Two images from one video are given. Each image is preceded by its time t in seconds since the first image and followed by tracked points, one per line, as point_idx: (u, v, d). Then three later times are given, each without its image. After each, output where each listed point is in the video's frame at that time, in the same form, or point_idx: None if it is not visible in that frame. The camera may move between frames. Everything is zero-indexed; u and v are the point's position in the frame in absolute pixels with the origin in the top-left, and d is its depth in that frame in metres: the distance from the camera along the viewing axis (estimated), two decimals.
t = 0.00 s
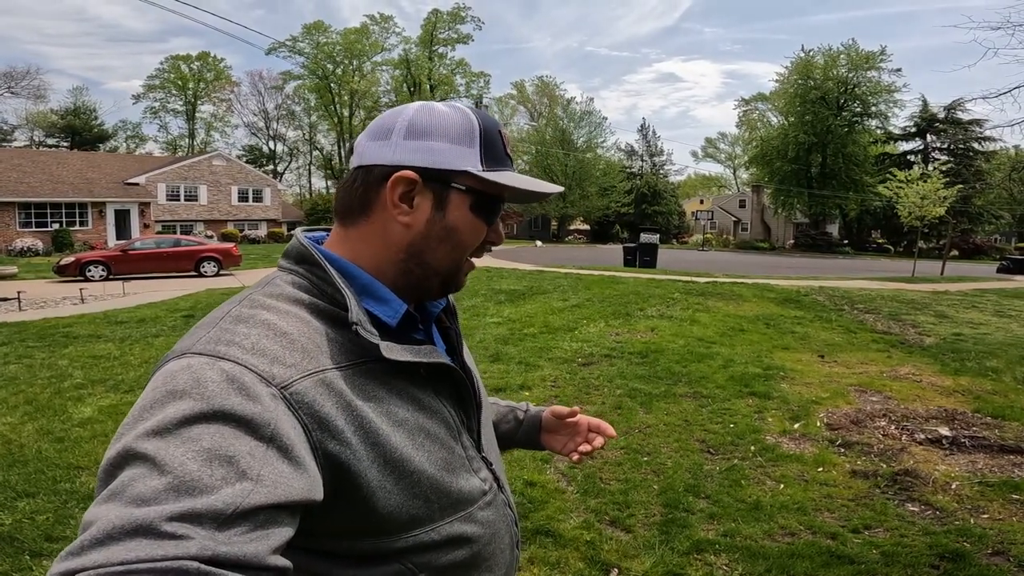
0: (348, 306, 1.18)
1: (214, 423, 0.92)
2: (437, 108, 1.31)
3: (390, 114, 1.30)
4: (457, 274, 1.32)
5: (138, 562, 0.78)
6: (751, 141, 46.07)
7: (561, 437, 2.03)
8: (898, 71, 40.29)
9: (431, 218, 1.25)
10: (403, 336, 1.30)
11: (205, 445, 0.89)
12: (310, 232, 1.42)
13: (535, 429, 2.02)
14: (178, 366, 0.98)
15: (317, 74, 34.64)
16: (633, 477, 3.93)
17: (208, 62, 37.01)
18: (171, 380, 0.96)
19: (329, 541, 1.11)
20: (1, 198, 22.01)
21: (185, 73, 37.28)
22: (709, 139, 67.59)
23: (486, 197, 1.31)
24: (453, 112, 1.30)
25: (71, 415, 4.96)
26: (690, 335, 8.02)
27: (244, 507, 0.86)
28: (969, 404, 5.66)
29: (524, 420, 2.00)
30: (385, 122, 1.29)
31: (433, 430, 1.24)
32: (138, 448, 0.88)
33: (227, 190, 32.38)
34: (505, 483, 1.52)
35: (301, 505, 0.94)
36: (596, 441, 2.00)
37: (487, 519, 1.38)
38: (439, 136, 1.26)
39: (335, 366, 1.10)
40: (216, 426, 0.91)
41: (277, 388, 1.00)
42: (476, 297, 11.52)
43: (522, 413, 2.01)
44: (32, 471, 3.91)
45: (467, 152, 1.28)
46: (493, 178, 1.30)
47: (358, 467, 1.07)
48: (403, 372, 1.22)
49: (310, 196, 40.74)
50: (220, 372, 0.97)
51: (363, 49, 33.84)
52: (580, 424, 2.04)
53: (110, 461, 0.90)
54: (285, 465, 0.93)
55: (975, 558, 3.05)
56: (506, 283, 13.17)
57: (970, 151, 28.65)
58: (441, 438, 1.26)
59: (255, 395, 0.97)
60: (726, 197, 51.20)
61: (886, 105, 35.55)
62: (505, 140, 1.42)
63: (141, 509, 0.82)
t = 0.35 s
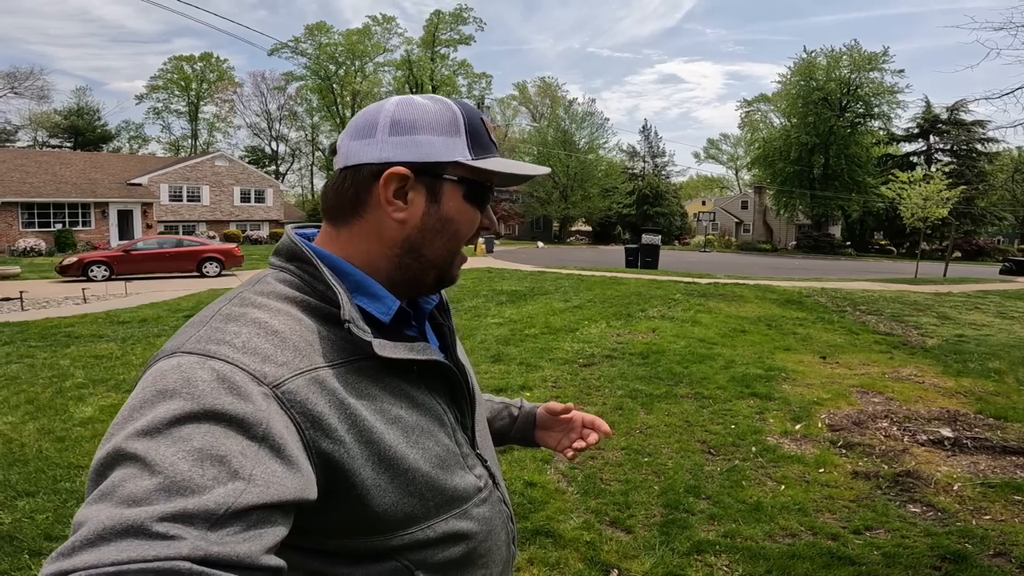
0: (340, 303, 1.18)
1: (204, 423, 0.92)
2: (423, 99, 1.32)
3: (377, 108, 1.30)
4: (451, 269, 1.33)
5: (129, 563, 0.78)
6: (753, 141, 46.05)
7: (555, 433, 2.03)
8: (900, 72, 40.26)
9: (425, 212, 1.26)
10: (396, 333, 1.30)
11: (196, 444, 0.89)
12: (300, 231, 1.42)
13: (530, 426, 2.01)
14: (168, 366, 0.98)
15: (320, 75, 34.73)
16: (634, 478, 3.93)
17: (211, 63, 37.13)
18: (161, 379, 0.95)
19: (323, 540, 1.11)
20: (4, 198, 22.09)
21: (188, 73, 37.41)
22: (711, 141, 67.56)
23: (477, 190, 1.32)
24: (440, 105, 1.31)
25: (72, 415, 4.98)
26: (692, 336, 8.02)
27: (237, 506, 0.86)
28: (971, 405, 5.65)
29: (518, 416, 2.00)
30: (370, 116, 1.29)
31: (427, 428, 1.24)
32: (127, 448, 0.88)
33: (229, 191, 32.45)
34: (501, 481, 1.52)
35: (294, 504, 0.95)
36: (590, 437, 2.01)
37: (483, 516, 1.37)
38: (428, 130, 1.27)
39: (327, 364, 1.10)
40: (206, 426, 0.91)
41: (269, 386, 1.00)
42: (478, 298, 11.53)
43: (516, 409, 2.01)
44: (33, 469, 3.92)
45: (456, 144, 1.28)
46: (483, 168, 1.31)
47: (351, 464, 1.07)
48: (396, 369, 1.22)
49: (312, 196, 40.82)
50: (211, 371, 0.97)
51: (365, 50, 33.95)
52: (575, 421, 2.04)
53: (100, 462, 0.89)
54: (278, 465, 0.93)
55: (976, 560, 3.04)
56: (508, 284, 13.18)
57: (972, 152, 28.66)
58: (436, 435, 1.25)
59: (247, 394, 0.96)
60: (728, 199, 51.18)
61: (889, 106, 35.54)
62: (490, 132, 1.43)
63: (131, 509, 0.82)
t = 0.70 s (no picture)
0: (332, 305, 1.18)
1: (196, 426, 0.91)
2: (408, 101, 1.31)
3: (362, 111, 1.29)
4: (442, 269, 1.34)
5: (123, 567, 0.78)
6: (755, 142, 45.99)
7: (550, 431, 2.02)
8: (902, 73, 40.26)
9: (419, 214, 1.26)
10: (388, 334, 1.30)
11: (187, 447, 0.89)
12: (290, 234, 1.41)
13: (526, 423, 2.01)
14: (157, 370, 0.98)
15: (321, 76, 34.79)
16: (634, 479, 3.92)
17: (213, 64, 37.23)
18: (152, 384, 0.95)
19: (318, 542, 1.11)
20: (7, 199, 22.16)
21: (191, 75, 37.52)
22: (712, 142, 67.46)
23: (465, 188, 1.33)
24: (422, 107, 1.30)
25: (73, 415, 4.99)
26: (693, 337, 8.01)
27: (229, 510, 0.86)
28: (974, 406, 5.62)
29: (514, 414, 2.00)
30: (354, 118, 1.29)
31: (422, 429, 1.23)
32: (118, 453, 0.88)
33: (231, 192, 32.49)
34: (497, 480, 1.51)
35: (288, 507, 0.95)
36: (585, 434, 2.00)
37: (479, 515, 1.37)
38: (414, 132, 1.26)
39: (320, 366, 1.11)
40: (197, 430, 0.91)
41: (260, 388, 1.00)
42: (479, 299, 11.53)
43: (511, 407, 2.01)
44: (34, 470, 3.93)
45: (443, 144, 1.29)
46: (468, 167, 1.31)
47: (346, 466, 1.07)
48: (390, 370, 1.22)
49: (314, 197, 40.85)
50: (200, 375, 0.97)
51: (367, 51, 34.02)
52: (570, 418, 2.03)
53: (91, 466, 0.89)
54: (271, 467, 0.94)
55: (978, 562, 3.03)
56: (509, 285, 13.19)
57: (974, 153, 28.64)
58: (430, 436, 1.25)
59: (238, 397, 0.97)
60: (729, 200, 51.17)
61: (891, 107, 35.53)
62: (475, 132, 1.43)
63: (123, 513, 0.82)
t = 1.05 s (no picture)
0: (321, 306, 1.19)
1: (184, 430, 0.92)
2: (391, 100, 1.32)
3: (345, 111, 1.29)
4: (434, 269, 1.34)
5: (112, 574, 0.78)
6: (757, 143, 45.93)
7: (553, 417, 2.03)
8: (903, 74, 40.20)
9: (406, 214, 1.26)
10: (379, 334, 1.31)
11: (177, 452, 0.89)
12: (280, 236, 1.42)
13: (528, 412, 2.01)
14: (145, 374, 0.98)
15: (322, 77, 34.81)
16: (634, 480, 3.92)
17: (214, 64, 37.27)
18: (140, 388, 0.95)
19: (313, 544, 1.11)
20: (9, 199, 22.18)
21: (192, 75, 37.55)
22: (714, 142, 67.40)
23: (452, 187, 1.33)
24: (405, 105, 1.31)
25: (74, 415, 5.00)
26: (693, 338, 8.00)
27: (219, 515, 0.86)
28: (975, 408, 5.61)
29: (515, 403, 2.00)
30: (338, 118, 1.29)
31: (416, 430, 1.23)
32: (106, 458, 0.88)
33: (232, 193, 32.52)
34: (494, 478, 1.51)
35: (280, 510, 0.95)
36: (589, 418, 2.00)
37: (476, 515, 1.37)
38: (398, 131, 1.26)
39: (310, 368, 1.11)
40: (186, 434, 0.91)
41: (250, 393, 1.00)
42: (479, 299, 11.53)
43: (513, 397, 2.01)
44: (34, 470, 3.94)
45: (429, 142, 1.29)
46: (455, 165, 1.31)
47: (339, 469, 1.07)
48: (382, 370, 1.22)
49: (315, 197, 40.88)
50: (188, 379, 0.97)
51: (369, 51, 34.07)
52: (573, 403, 2.03)
53: (79, 471, 0.89)
54: (262, 471, 0.94)
55: (977, 563, 3.03)
56: (510, 286, 13.18)
57: (976, 154, 28.58)
58: (425, 436, 1.25)
59: (227, 402, 0.97)
60: (730, 201, 51.15)
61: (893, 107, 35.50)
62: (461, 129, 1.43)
63: (112, 519, 0.82)
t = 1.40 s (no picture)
0: (323, 297, 1.19)
1: (184, 421, 0.92)
2: (384, 89, 1.31)
3: (338, 105, 1.30)
4: (436, 257, 1.35)
5: (111, 564, 0.78)
6: (757, 143, 45.93)
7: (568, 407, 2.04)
8: (903, 74, 40.21)
9: (405, 202, 1.26)
10: (381, 326, 1.31)
11: (176, 443, 0.89)
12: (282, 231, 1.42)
13: (543, 403, 2.02)
14: (146, 367, 0.98)
15: (323, 77, 34.80)
16: (635, 478, 3.92)
17: (214, 64, 37.26)
18: (141, 380, 0.96)
19: (315, 537, 1.11)
20: (9, 199, 22.17)
21: (193, 75, 37.54)
22: (714, 142, 67.42)
23: (451, 172, 1.33)
24: (402, 93, 1.31)
25: (75, 414, 4.99)
26: (694, 338, 8.00)
27: (218, 505, 0.86)
28: (975, 407, 5.62)
29: (531, 395, 2.00)
30: (334, 110, 1.29)
31: (418, 422, 1.23)
32: (106, 449, 0.88)
33: (233, 193, 32.53)
34: (499, 473, 1.51)
35: (280, 502, 0.95)
36: (602, 410, 2.05)
37: (481, 510, 1.37)
38: (394, 119, 1.27)
39: (311, 359, 1.11)
40: (186, 425, 0.92)
41: (249, 384, 1.00)
42: (479, 299, 11.53)
43: (528, 388, 2.01)
44: (36, 468, 3.93)
45: (425, 129, 1.29)
46: (453, 152, 1.31)
47: (340, 462, 1.07)
48: (383, 362, 1.22)
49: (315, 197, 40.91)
50: (188, 370, 0.97)
51: (369, 51, 34.10)
52: (586, 395, 2.06)
53: (80, 464, 0.90)
54: (261, 464, 0.94)
55: (979, 561, 3.03)
56: (510, 286, 13.18)
57: (976, 154, 28.60)
58: (428, 429, 1.25)
59: (226, 393, 0.97)
60: (730, 201, 51.19)
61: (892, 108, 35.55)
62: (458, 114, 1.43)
63: (112, 509, 0.82)
